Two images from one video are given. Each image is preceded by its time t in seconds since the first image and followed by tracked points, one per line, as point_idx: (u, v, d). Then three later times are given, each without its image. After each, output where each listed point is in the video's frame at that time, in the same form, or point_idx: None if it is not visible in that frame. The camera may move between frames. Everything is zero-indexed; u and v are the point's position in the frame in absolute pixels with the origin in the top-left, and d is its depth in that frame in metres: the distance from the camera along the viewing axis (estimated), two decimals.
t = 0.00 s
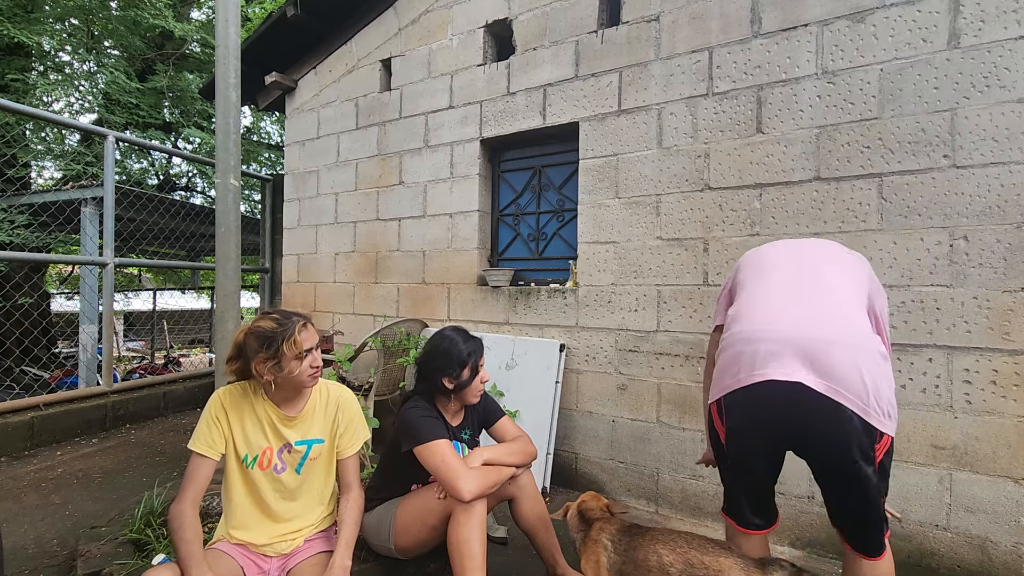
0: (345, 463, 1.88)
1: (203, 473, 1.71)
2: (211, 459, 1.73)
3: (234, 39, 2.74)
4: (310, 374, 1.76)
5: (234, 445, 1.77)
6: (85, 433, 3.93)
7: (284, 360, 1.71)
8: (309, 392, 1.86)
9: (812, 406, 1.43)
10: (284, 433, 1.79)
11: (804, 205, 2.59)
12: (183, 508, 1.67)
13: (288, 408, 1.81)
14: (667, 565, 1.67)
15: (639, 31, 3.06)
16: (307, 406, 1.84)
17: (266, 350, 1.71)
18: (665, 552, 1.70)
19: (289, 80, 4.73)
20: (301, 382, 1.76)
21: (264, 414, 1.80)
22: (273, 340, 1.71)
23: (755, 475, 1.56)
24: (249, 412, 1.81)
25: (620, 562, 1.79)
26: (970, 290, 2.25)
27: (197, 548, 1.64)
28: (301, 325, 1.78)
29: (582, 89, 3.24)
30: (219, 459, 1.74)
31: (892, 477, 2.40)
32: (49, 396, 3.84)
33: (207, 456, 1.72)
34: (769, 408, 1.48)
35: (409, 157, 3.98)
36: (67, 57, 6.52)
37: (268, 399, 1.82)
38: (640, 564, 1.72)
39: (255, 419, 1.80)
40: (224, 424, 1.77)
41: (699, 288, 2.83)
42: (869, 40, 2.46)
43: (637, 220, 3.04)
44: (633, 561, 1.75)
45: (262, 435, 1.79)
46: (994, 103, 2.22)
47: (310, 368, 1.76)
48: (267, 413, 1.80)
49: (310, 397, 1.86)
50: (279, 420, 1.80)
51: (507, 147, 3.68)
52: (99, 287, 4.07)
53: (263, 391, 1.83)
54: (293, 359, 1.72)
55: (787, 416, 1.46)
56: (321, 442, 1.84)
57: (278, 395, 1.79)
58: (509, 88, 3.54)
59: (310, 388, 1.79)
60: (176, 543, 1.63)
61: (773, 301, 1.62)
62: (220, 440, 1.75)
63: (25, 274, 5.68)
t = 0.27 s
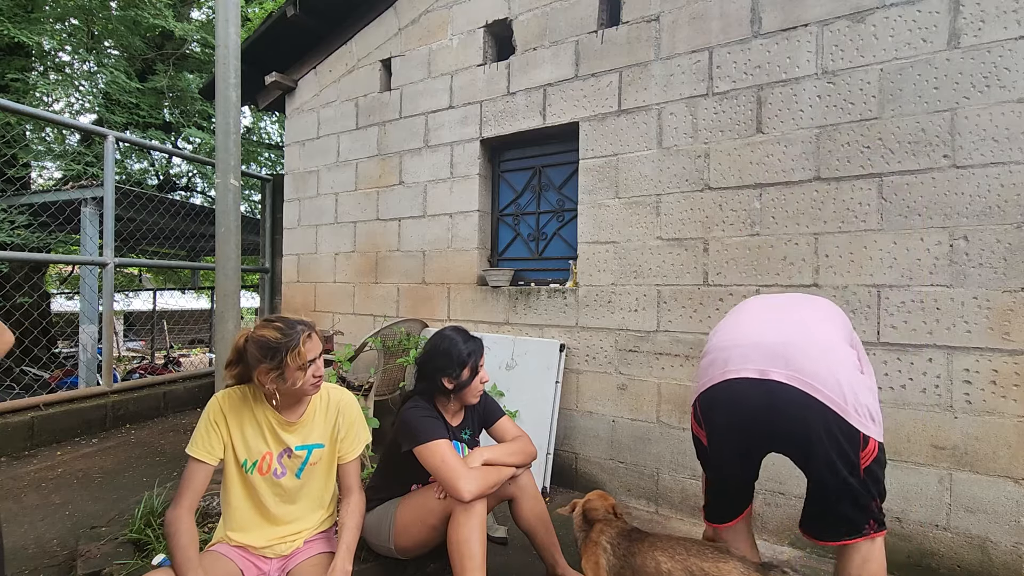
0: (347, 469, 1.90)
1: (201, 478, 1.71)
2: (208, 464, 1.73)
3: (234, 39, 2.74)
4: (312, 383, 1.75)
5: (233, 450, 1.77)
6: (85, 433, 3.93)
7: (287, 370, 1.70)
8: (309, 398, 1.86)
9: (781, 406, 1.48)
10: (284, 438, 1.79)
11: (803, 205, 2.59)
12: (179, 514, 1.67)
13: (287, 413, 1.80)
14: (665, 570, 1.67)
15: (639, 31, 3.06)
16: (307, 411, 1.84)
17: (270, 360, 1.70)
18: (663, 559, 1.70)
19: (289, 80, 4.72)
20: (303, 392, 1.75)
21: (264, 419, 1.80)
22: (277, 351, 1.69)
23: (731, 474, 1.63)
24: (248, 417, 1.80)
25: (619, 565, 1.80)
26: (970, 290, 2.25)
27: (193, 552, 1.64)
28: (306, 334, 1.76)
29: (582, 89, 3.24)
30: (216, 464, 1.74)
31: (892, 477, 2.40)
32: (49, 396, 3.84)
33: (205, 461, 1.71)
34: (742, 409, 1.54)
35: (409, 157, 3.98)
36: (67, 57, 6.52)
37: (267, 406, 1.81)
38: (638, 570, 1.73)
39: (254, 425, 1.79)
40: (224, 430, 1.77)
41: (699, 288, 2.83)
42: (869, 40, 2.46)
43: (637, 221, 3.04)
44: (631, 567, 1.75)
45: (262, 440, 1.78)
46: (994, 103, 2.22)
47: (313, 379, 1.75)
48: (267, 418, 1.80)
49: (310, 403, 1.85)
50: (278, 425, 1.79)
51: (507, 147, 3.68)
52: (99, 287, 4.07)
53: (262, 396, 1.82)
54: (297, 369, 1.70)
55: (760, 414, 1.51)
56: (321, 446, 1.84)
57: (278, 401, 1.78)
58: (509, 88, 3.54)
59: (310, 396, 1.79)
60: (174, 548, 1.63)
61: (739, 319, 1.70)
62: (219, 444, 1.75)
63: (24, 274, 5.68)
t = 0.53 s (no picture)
0: (349, 473, 1.90)
1: (201, 479, 1.71)
2: (208, 464, 1.73)
3: (234, 39, 2.74)
4: (316, 387, 1.75)
5: (234, 451, 1.77)
6: (85, 433, 3.93)
7: (292, 374, 1.70)
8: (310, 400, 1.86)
9: (783, 412, 1.46)
10: (285, 440, 1.79)
11: (803, 205, 2.59)
12: (178, 516, 1.66)
13: (289, 416, 1.81)
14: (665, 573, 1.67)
15: (640, 31, 3.06)
16: (308, 413, 1.84)
17: (275, 363, 1.70)
18: (664, 562, 1.70)
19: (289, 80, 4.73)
20: (306, 396, 1.75)
21: (265, 421, 1.80)
22: (282, 355, 1.70)
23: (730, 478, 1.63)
24: (250, 419, 1.80)
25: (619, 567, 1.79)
26: (970, 290, 2.25)
27: (191, 553, 1.63)
28: (312, 338, 1.76)
29: (582, 89, 3.24)
30: (216, 465, 1.74)
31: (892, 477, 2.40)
32: (49, 396, 3.84)
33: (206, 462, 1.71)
34: (743, 420, 1.52)
35: (409, 157, 3.98)
36: (67, 57, 6.52)
37: (269, 407, 1.82)
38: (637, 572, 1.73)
39: (256, 427, 1.79)
40: (225, 431, 1.77)
41: (699, 288, 2.83)
42: (869, 40, 2.46)
43: (637, 220, 3.04)
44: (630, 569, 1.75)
45: (263, 442, 1.78)
46: (995, 103, 2.22)
47: (317, 383, 1.75)
48: (268, 420, 1.80)
49: (312, 406, 1.85)
50: (280, 428, 1.79)
51: (508, 147, 3.68)
52: (99, 287, 4.07)
53: (264, 398, 1.82)
54: (302, 373, 1.70)
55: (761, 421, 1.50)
56: (322, 449, 1.85)
57: (280, 403, 1.78)
58: (509, 88, 3.54)
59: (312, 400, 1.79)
60: (172, 548, 1.62)
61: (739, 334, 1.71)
62: (220, 446, 1.75)
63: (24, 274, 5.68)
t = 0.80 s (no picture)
0: (349, 473, 1.91)
1: (201, 478, 1.71)
2: (209, 464, 1.73)
3: (234, 39, 2.73)
4: (318, 387, 1.75)
5: (235, 451, 1.77)
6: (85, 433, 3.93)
7: (295, 372, 1.70)
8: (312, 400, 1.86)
9: (797, 412, 1.45)
10: (286, 440, 1.79)
11: (803, 205, 2.59)
12: (178, 515, 1.66)
13: (290, 416, 1.81)
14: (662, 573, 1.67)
15: (640, 31, 3.06)
16: (310, 414, 1.84)
17: (279, 362, 1.70)
18: (661, 563, 1.70)
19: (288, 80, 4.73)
20: (309, 395, 1.75)
21: (266, 420, 1.80)
22: (286, 353, 1.70)
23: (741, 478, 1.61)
24: (250, 418, 1.80)
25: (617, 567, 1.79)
26: (970, 290, 2.25)
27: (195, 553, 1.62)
28: (316, 338, 1.77)
29: (582, 89, 3.24)
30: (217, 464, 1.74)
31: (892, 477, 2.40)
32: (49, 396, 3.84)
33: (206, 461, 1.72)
34: (755, 422, 1.50)
35: (409, 157, 3.98)
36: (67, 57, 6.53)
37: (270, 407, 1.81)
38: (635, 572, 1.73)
39: (257, 427, 1.79)
40: (227, 430, 1.77)
41: (699, 288, 2.83)
42: (869, 40, 2.46)
43: (637, 220, 3.04)
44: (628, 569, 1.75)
45: (264, 441, 1.78)
46: (995, 103, 2.22)
47: (320, 382, 1.74)
48: (270, 420, 1.80)
49: (314, 406, 1.86)
50: (280, 427, 1.79)
51: (508, 147, 3.68)
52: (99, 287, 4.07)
53: (265, 398, 1.82)
54: (305, 372, 1.70)
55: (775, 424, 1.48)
56: (323, 449, 1.84)
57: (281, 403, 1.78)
58: (509, 88, 3.54)
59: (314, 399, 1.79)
60: (172, 548, 1.62)
61: (745, 335, 1.71)
62: (221, 445, 1.75)
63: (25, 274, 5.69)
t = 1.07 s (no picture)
0: (349, 472, 1.91)
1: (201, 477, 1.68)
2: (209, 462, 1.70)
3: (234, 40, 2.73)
4: (319, 385, 1.76)
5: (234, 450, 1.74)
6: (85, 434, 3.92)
7: (297, 370, 1.69)
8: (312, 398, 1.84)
9: (803, 413, 1.45)
10: (287, 439, 1.78)
11: (803, 205, 2.59)
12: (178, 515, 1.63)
13: (291, 414, 1.79)
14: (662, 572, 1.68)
15: (640, 31, 3.05)
16: (310, 413, 1.84)
17: (280, 360, 1.68)
18: (659, 564, 1.70)
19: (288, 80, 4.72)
20: (309, 394, 1.76)
21: (266, 419, 1.77)
22: (288, 352, 1.67)
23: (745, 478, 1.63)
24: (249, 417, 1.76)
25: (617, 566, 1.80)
26: (970, 290, 2.25)
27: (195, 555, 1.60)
28: (317, 336, 1.73)
29: (582, 89, 3.24)
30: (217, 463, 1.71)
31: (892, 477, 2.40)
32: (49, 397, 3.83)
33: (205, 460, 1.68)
34: (763, 423, 1.50)
35: (409, 157, 3.98)
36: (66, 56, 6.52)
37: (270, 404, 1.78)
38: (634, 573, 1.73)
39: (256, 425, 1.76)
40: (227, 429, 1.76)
41: (699, 288, 2.83)
42: (869, 40, 2.46)
43: (637, 220, 3.04)
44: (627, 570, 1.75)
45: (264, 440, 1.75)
46: (995, 103, 2.22)
47: (320, 381, 1.75)
48: (270, 418, 1.77)
49: (314, 405, 1.86)
50: (281, 426, 1.77)
51: (508, 146, 3.67)
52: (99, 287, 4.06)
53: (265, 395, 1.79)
54: (306, 369, 1.70)
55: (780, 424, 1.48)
56: (323, 448, 1.85)
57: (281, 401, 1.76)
58: (509, 88, 3.54)
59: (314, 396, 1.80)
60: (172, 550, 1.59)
61: (744, 334, 1.71)
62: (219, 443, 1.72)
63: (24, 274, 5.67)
